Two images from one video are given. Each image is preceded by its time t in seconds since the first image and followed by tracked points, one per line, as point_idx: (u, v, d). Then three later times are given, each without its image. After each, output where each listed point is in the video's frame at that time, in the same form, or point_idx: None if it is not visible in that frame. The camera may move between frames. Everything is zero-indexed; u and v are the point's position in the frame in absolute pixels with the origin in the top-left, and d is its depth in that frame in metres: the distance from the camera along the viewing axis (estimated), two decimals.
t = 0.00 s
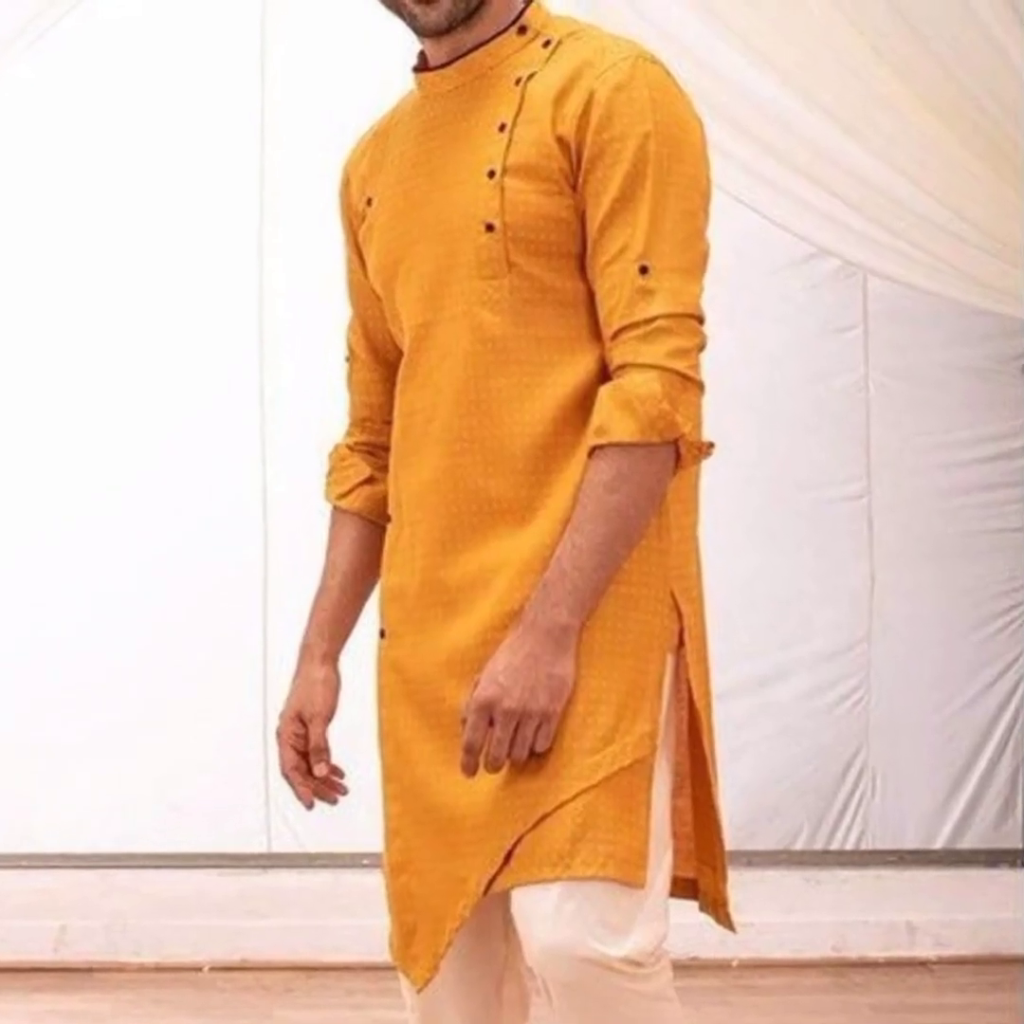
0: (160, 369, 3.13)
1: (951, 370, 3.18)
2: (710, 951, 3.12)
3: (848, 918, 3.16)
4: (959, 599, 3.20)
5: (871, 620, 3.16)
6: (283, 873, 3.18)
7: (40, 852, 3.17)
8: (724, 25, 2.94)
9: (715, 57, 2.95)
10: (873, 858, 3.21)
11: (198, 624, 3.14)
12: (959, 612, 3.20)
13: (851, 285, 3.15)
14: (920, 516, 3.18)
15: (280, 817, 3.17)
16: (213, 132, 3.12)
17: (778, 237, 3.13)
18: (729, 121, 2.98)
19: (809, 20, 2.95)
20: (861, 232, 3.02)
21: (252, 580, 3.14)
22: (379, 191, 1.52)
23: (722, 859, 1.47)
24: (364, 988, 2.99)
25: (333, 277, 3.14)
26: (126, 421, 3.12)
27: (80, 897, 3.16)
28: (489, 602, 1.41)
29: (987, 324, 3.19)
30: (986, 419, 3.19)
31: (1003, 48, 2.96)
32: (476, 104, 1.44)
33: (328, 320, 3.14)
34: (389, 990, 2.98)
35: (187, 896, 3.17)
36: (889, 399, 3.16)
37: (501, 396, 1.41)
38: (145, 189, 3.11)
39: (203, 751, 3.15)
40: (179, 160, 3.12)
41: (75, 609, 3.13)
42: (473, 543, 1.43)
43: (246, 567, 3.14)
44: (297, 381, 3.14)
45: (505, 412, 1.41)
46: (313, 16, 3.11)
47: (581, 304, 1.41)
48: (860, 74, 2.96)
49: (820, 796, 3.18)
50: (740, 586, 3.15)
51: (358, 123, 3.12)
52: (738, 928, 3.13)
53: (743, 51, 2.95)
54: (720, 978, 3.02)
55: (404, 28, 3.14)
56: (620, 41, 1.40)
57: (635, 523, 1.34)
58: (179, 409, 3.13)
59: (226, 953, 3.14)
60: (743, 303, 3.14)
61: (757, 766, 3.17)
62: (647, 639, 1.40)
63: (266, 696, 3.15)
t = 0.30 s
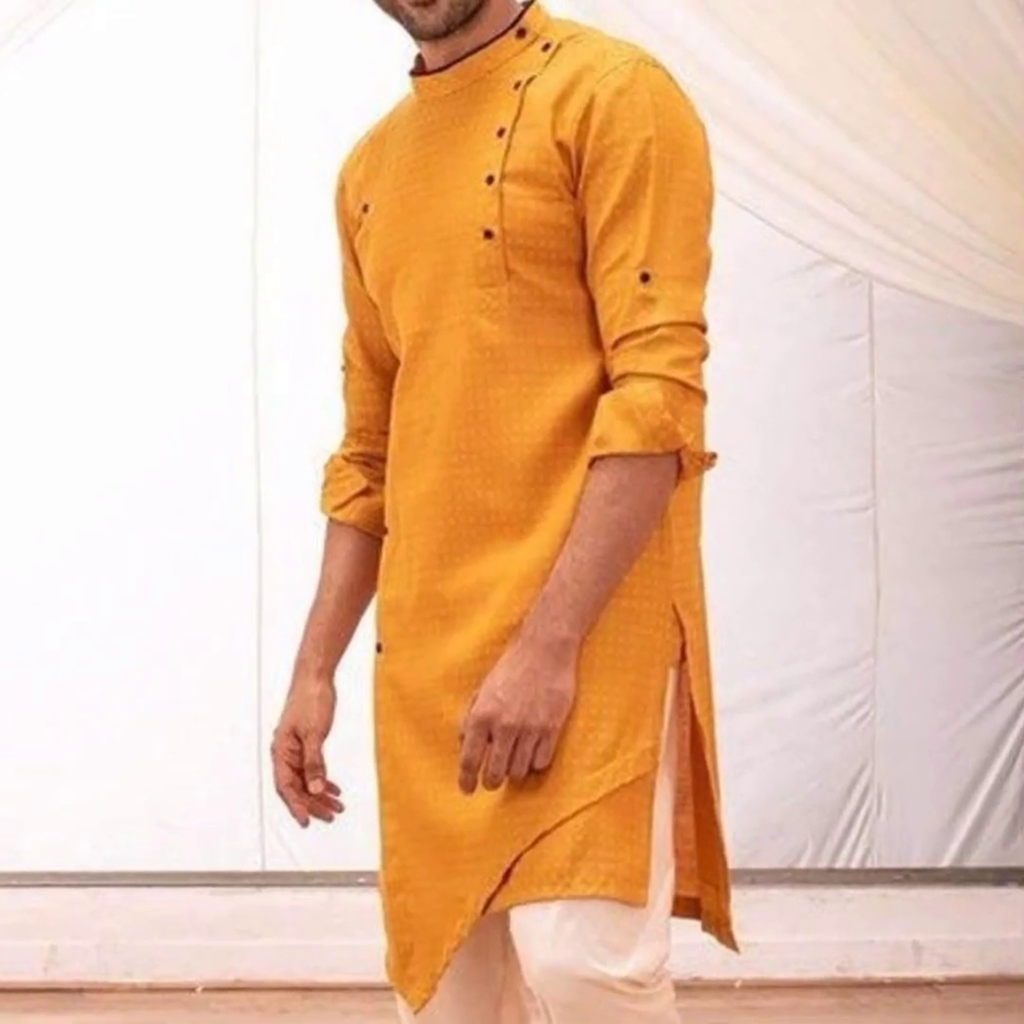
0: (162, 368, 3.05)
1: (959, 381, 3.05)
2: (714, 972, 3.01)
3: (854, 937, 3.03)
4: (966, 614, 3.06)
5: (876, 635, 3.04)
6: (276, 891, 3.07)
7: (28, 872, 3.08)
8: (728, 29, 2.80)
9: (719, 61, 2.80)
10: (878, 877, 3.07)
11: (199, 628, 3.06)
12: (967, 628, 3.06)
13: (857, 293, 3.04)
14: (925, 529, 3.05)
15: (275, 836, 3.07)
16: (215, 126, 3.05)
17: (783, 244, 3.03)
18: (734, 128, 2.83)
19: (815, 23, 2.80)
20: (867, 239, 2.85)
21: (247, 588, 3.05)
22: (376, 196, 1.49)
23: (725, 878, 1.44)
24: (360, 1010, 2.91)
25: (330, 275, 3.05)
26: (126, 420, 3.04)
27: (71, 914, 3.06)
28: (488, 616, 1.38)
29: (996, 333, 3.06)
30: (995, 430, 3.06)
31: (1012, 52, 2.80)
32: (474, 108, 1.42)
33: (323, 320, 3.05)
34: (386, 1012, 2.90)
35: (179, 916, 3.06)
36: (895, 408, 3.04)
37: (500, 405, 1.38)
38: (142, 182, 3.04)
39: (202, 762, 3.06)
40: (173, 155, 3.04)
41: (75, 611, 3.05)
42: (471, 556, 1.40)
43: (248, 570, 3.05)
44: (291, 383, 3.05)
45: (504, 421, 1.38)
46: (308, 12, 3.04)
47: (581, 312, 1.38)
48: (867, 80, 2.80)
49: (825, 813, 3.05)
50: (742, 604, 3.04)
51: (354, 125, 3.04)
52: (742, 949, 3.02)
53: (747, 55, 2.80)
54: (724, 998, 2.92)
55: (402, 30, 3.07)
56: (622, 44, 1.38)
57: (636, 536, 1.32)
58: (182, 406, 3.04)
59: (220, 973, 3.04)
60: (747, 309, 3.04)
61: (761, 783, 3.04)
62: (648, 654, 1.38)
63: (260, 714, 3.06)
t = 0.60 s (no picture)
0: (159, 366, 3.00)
1: (965, 390, 3.01)
2: (715, 992, 2.96)
3: (860, 958, 2.99)
4: (972, 628, 3.01)
5: (882, 649, 2.99)
6: (272, 911, 3.02)
7: (16, 890, 3.02)
8: (730, 30, 2.84)
9: (721, 65, 2.84)
10: (883, 896, 3.02)
11: (194, 636, 3.01)
12: (974, 641, 3.02)
13: (863, 300, 3.00)
14: (932, 542, 3.00)
15: (270, 852, 3.02)
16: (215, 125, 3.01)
17: (787, 251, 2.98)
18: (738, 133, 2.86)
19: (819, 27, 2.86)
20: (872, 246, 2.87)
21: (239, 598, 3.01)
22: (372, 203, 1.47)
23: (728, 897, 1.41)
24: None
25: (328, 276, 3.01)
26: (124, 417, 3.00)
27: (64, 935, 3.01)
28: (486, 630, 1.36)
29: (1003, 342, 3.03)
30: (1002, 442, 3.02)
31: (1015, 54, 2.88)
32: (473, 113, 1.39)
33: (320, 324, 3.01)
34: None
35: (172, 935, 3.02)
36: (901, 419, 3.00)
37: (498, 415, 1.36)
38: (142, 176, 3.00)
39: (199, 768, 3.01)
40: (171, 152, 3.01)
41: (74, 610, 3.00)
42: (469, 569, 1.38)
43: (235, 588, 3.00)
44: (286, 386, 3.01)
45: (503, 432, 1.36)
46: (306, 13, 3.00)
47: (582, 321, 1.36)
48: (873, 83, 2.86)
49: (829, 831, 3.00)
50: (745, 620, 2.99)
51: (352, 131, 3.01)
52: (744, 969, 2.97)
53: (751, 58, 2.84)
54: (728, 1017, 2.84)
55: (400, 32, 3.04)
56: (623, 48, 1.35)
57: (637, 548, 1.29)
58: (179, 407, 3.00)
59: (213, 995, 2.99)
60: (750, 316, 2.99)
61: (765, 801, 2.99)
62: (650, 669, 1.35)
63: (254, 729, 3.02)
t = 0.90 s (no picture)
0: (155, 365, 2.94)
1: (973, 399, 2.94)
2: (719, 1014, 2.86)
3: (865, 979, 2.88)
4: (979, 642, 2.94)
5: (887, 665, 2.92)
6: (267, 931, 2.93)
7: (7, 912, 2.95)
8: (732, 33, 2.74)
9: (725, 69, 2.74)
10: (891, 916, 2.94)
11: (187, 652, 2.94)
12: (982, 656, 2.94)
13: (867, 310, 2.94)
14: (938, 555, 2.94)
15: (264, 872, 2.94)
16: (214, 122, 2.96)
17: (791, 258, 2.93)
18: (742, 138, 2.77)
19: (824, 31, 2.75)
20: (878, 254, 2.77)
21: (236, 612, 2.93)
22: (368, 209, 1.44)
23: (731, 918, 1.37)
24: None
25: (326, 279, 2.95)
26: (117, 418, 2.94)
27: (51, 956, 2.92)
28: (485, 645, 1.33)
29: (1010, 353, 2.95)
30: (1009, 453, 2.94)
31: None
32: (471, 117, 1.37)
33: (315, 332, 2.94)
34: None
35: (164, 955, 2.91)
36: (908, 430, 2.94)
37: (497, 426, 1.33)
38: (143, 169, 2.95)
39: (196, 779, 2.94)
40: (169, 148, 2.95)
41: (74, 607, 2.94)
42: (468, 582, 1.35)
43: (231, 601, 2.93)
44: (280, 395, 2.94)
45: (502, 442, 1.33)
46: (300, 14, 2.95)
47: (582, 329, 1.33)
48: (879, 88, 2.75)
49: (835, 851, 2.93)
50: (748, 634, 2.93)
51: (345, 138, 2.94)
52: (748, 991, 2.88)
53: (754, 62, 2.74)
54: None
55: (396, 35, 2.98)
56: (624, 51, 1.33)
57: (639, 562, 1.27)
58: (179, 407, 2.94)
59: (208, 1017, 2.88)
60: (754, 326, 2.94)
61: (768, 818, 2.92)
62: (651, 685, 1.32)
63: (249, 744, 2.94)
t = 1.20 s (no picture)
0: (156, 362, 2.84)
1: (982, 409, 2.87)
2: None
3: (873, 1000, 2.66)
4: (988, 657, 2.86)
5: (895, 683, 2.85)
6: (259, 955, 2.77)
7: None
8: (733, 34, 2.58)
9: (727, 71, 2.59)
10: (898, 937, 2.85)
11: (177, 671, 2.84)
12: (990, 673, 2.86)
13: (874, 317, 2.87)
14: (945, 568, 2.86)
15: (258, 890, 2.83)
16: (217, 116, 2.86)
17: (796, 266, 2.86)
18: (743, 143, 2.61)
19: (828, 33, 2.58)
20: (884, 262, 2.62)
21: (229, 623, 2.83)
22: (365, 216, 1.42)
23: (735, 939, 1.34)
24: None
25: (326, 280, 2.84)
26: (119, 420, 2.83)
27: (40, 977, 2.66)
28: (483, 660, 1.30)
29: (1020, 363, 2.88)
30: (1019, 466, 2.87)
31: None
32: (469, 123, 1.34)
33: (311, 342, 2.84)
34: None
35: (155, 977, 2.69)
36: (915, 441, 2.86)
37: (496, 437, 1.30)
38: (150, 158, 2.86)
39: (198, 789, 2.84)
40: (169, 141, 2.86)
41: (74, 607, 2.84)
42: (466, 597, 1.32)
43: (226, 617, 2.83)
44: (271, 403, 2.83)
45: (501, 453, 1.30)
46: (298, 12, 2.84)
47: (582, 339, 1.30)
48: (884, 91, 2.58)
49: (840, 869, 2.86)
50: (753, 646, 2.85)
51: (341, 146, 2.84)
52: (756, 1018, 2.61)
53: (757, 64, 2.58)
54: None
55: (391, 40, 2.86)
56: (625, 55, 1.30)
57: (640, 575, 1.24)
58: (181, 409, 2.83)
59: None
60: (757, 337, 2.87)
61: (772, 839, 2.86)
62: (653, 702, 1.30)
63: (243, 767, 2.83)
